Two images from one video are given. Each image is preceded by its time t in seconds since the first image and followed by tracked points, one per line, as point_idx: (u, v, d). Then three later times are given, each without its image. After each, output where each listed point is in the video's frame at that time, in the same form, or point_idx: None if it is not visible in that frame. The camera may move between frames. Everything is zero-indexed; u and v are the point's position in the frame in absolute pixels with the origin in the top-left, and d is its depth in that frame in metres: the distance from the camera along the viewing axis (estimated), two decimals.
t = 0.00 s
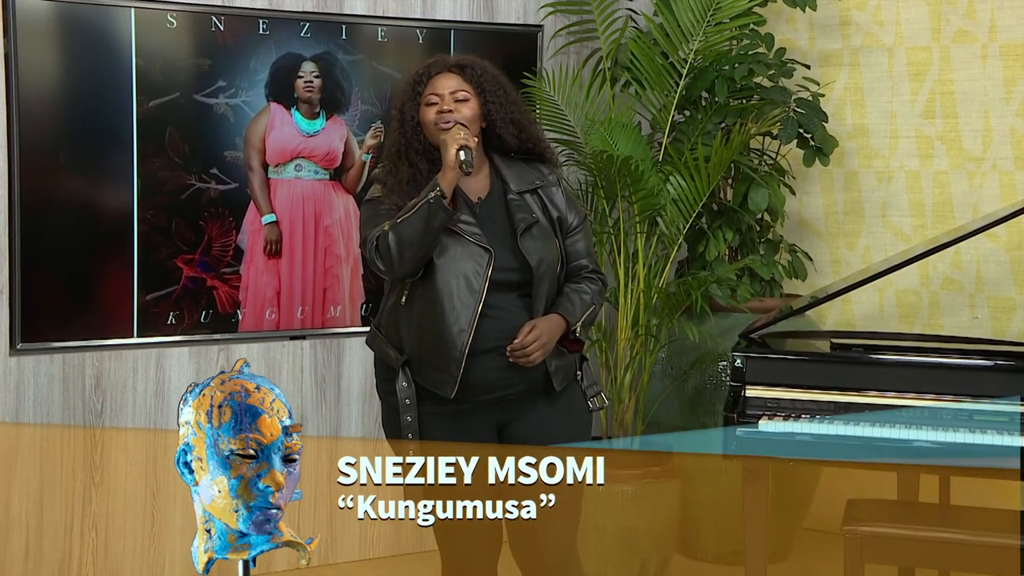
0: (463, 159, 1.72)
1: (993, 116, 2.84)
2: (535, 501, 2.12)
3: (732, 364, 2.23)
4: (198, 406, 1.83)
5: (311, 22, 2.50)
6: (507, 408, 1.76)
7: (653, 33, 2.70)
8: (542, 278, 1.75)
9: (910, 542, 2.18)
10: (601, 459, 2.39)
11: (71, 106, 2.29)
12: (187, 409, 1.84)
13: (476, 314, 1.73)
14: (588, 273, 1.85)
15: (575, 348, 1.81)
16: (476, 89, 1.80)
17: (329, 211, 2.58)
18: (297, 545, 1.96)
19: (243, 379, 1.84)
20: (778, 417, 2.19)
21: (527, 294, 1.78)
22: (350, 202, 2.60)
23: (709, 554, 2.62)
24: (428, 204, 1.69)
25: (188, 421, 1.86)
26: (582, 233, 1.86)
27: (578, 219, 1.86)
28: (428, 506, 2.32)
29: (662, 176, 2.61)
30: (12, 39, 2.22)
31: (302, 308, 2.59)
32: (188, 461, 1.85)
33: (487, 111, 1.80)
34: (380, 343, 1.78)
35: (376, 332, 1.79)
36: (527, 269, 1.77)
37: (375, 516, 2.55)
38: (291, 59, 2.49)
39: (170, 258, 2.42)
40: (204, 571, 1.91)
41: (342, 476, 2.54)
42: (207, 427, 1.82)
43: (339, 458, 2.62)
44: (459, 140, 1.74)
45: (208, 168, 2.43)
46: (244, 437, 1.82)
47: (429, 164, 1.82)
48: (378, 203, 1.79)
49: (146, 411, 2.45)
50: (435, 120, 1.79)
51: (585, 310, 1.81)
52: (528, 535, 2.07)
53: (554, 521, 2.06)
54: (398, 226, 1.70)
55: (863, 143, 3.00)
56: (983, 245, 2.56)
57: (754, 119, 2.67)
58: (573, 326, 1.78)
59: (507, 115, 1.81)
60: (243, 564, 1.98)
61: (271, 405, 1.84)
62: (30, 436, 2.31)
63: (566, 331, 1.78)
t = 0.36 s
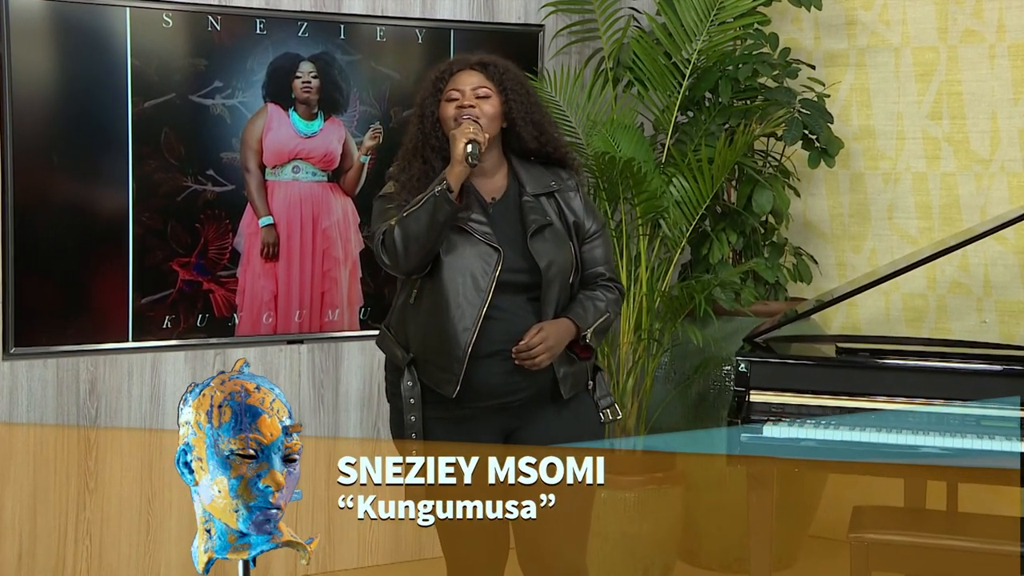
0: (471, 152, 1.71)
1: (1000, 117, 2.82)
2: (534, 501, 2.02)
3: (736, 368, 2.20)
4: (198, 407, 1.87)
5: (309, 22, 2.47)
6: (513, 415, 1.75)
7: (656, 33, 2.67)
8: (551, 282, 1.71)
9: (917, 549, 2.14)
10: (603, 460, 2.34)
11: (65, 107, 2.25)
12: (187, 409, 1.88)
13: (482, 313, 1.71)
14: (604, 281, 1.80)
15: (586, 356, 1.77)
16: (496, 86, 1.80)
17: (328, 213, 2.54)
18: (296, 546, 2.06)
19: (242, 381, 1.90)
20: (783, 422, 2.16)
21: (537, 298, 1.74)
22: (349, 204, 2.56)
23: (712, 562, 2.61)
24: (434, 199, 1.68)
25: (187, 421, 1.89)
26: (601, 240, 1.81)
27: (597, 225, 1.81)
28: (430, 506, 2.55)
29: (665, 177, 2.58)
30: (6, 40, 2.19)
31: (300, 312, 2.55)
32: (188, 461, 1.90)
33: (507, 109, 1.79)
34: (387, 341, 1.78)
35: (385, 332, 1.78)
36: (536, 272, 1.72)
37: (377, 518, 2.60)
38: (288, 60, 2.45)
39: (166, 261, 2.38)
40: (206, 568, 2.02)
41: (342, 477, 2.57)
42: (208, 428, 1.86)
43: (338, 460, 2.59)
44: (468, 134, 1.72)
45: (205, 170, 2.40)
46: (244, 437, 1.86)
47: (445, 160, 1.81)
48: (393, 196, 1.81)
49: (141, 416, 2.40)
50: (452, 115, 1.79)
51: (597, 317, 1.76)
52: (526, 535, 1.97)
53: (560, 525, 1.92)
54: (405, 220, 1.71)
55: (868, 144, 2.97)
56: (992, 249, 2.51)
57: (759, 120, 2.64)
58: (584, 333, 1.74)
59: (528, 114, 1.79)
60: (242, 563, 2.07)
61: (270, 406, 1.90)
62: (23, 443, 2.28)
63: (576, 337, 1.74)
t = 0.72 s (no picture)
0: (502, 149, 1.68)
1: (1008, 119, 2.82)
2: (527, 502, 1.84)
3: (740, 376, 2.14)
4: (198, 407, 1.90)
5: (307, 23, 2.44)
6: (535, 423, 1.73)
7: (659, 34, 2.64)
8: (580, 283, 1.68)
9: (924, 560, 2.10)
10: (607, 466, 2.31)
11: (59, 110, 2.22)
12: (187, 410, 1.91)
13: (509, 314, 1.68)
14: (634, 287, 1.78)
15: (615, 362, 1.75)
16: (533, 88, 1.77)
17: (326, 217, 2.51)
18: (293, 543, 2.17)
19: (243, 382, 1.94)
20: (787, 430, 2.12)
21: (564, 303, 1.71)
22: (346, 208, 2.53)
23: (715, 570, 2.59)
24: (463, 195, 1.66)
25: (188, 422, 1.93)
26: (631, 246, 1.80)
27: (627, 231, 1.80)
28: (431, 505, 2.52)
29: (667, 181, 2.55)
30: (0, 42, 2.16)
31: (297, 318, 2.52)
32: (188, 461, 1.93)
33: (542, 113, 1.77)
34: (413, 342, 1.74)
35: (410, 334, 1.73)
36: (566, 274, 1.70)
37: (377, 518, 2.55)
38: (286, 62, 2.42)
39: (161, 266, 2.35)
40: (206, 569, 2.04)
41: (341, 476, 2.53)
42: (208, 427, 1.89)
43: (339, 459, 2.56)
44: (499, 132, 1.70)
45: (201, 174, 2.36)
46: (244, 437, 1.88)
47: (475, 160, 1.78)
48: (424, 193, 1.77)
49: (137, 425, 2.37)
50: (487, 114, 1.76)
51: (628, 322, 1.74)
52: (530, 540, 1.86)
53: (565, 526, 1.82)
54: (435, 217, 1.68)
55: (874, 148, 2.96)
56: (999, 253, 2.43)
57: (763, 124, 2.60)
58: (613, 337, 1.72)
59: (562, 119, 1.78)
60: (239, 561, 2.10)
61: (270, 406, 1.94)
62: (15, 450, 2.25)
63: (606, 342, 1.72)
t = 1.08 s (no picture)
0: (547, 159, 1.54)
1: (1016, 122, 2.79)
2: (531, 500, 1.65)
3: (743, 382, 2.10)
4: (198, 406, 1.70)
5: (303, 23, 2.40)
6: (566, 429, 1.59)
7: (661, 36, 2.61)
8: (615, 287, 1.55)
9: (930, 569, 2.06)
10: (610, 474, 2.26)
11: (51, 111, 2.18)
12: (187, 409, 1.71)
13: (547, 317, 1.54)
14: (668, 292, 1.63)
15: (649, 366, 1.61)
16: (573, 96, 1.61)
17: (322, 221, 2.47)
18: (293, 545, 1.88)
19: (243, 380, 1.72)
20: (792, 437, 2.06)
21: (597, 307, 1.57)
22: (343, 212, 2.49)
23: None
24: (505, 203, 1.51)
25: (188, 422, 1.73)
26: (664, 250, 1.65)
27: (661, 235, 1.65)
28: (431, 506, 2.45)
29: (669, 185, 2.51)
30: None
31: (293, 323, 2.48)
32: (187, 461, 1.73)
33: (580, 123, 1.61)
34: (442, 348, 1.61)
35: (435, 339, 1.62)
36: (602, 276, 1.56)
37: (377, 518, 2.46)
38: (282, 63, 2.38)
39: (155, 270, 2.31)
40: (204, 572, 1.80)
41: (341, 475, 2.43)
42: (208, 427, 1.70)
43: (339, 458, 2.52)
44: (543, 138, 1.56)
45: (195, 177, 2.32)
46: (244, 437, 1.70)
47: (510, 166, 1.62)
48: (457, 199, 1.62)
49: (130, 433, 2.33)
50: (524, 123, 1.59)
51: (661, 327, 1.60)
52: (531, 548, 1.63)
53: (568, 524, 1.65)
54: (472, 222, 1.53)
55: (880, 150, 2.94)
56: (1008, 258, 2.45)
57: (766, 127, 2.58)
58: (647, 342, 1.58)
59: (601, 131, 1.62)
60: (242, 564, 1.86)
61: (271, 405, 1.73)
62: (7, 459, 2.22)
63: (640, 345, 1.58)
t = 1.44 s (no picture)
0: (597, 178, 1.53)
1: None
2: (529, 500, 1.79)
3: (747, 388, 2.06)
4: (198, 406, 1.58)
5: (300, 23, 2.37)
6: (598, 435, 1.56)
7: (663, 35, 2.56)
8: (650, 295, 1.51)
9: None
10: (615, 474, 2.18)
11: (43, 112, 2.14)
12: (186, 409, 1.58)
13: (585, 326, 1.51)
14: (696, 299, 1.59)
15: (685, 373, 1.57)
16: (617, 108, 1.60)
17: (319, 223, 2.44)
18: (297, 546, 1.74)
19: (243, 378, 1.61)
20: (796, 443, 2.02)
21: (631, 312, 1.53)
22: (340, 213, 2.45)
23: None
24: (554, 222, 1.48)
25: (187, 419, 1.61)
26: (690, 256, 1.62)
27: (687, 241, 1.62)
28: (430, 506, 2.52)
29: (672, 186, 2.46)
30: None
31: (290, 326, 2.45)
32: (187, 461, 1.60)
33: (620, 138, 1.62)
34: (467, 356, 1.57)
35: (459, 344, 1.59)
36: (638, 283, 1.52)
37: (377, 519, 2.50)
38: (277, 63, 2.34)
39: (149, 273, 2.27)
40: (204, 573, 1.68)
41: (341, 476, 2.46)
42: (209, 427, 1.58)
43: (337, 460, 2.49)
44: (593, 158, 1.54)
45: (190, 179, 2.29)
46: (243, 437, 1.58)
47: (546, 171, 1.61)
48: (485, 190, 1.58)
49: (122, 439, 2.29)
50: (569, 135, 1.59)
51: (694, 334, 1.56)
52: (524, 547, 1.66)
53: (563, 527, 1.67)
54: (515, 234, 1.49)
55: (886, 152, 2.91)
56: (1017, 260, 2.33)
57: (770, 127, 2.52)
58: (685, 347, 1.55)
59: (640, 146, 1.63)
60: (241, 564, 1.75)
61: (271, 405, 1.62)
62: None
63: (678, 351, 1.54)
